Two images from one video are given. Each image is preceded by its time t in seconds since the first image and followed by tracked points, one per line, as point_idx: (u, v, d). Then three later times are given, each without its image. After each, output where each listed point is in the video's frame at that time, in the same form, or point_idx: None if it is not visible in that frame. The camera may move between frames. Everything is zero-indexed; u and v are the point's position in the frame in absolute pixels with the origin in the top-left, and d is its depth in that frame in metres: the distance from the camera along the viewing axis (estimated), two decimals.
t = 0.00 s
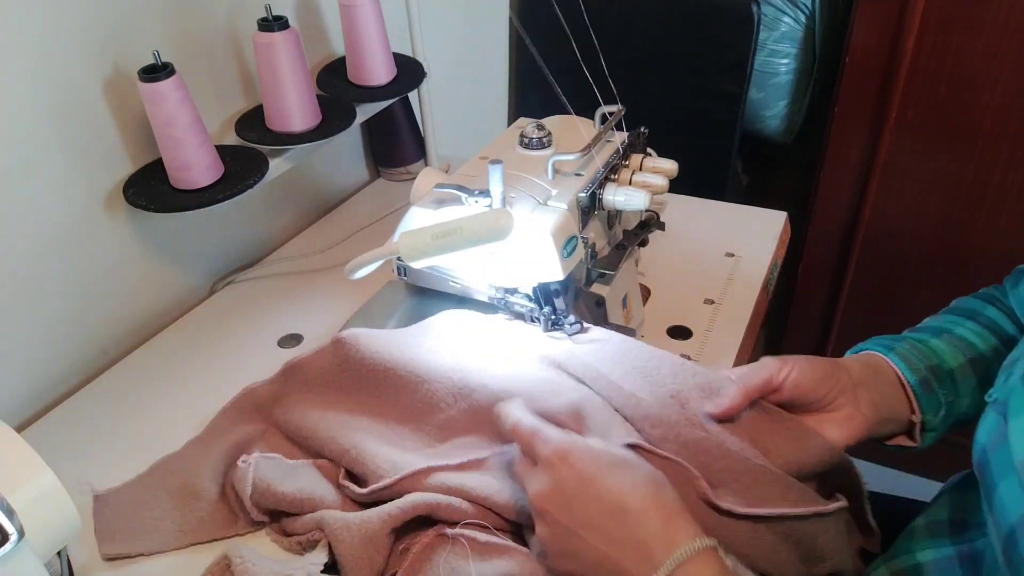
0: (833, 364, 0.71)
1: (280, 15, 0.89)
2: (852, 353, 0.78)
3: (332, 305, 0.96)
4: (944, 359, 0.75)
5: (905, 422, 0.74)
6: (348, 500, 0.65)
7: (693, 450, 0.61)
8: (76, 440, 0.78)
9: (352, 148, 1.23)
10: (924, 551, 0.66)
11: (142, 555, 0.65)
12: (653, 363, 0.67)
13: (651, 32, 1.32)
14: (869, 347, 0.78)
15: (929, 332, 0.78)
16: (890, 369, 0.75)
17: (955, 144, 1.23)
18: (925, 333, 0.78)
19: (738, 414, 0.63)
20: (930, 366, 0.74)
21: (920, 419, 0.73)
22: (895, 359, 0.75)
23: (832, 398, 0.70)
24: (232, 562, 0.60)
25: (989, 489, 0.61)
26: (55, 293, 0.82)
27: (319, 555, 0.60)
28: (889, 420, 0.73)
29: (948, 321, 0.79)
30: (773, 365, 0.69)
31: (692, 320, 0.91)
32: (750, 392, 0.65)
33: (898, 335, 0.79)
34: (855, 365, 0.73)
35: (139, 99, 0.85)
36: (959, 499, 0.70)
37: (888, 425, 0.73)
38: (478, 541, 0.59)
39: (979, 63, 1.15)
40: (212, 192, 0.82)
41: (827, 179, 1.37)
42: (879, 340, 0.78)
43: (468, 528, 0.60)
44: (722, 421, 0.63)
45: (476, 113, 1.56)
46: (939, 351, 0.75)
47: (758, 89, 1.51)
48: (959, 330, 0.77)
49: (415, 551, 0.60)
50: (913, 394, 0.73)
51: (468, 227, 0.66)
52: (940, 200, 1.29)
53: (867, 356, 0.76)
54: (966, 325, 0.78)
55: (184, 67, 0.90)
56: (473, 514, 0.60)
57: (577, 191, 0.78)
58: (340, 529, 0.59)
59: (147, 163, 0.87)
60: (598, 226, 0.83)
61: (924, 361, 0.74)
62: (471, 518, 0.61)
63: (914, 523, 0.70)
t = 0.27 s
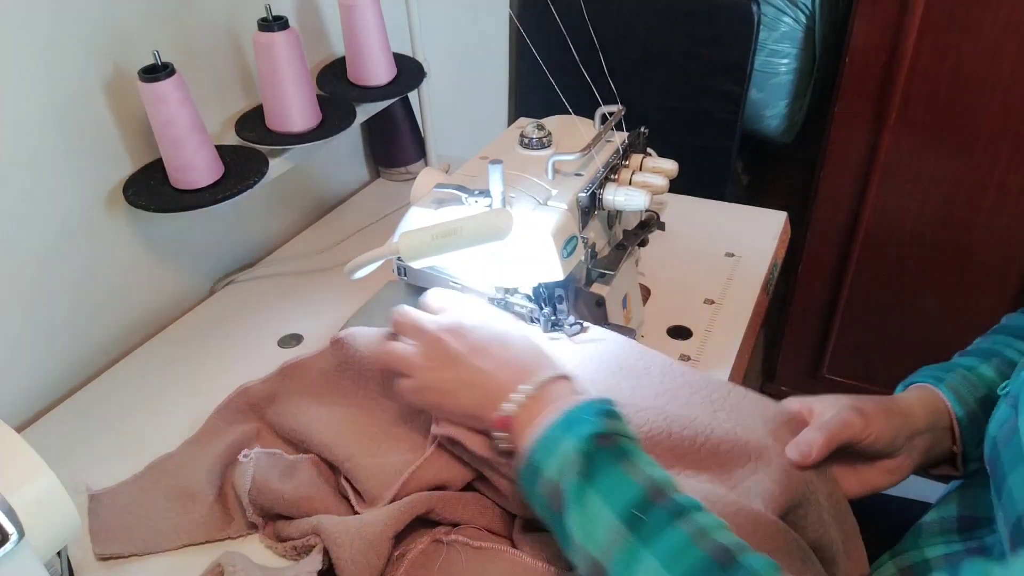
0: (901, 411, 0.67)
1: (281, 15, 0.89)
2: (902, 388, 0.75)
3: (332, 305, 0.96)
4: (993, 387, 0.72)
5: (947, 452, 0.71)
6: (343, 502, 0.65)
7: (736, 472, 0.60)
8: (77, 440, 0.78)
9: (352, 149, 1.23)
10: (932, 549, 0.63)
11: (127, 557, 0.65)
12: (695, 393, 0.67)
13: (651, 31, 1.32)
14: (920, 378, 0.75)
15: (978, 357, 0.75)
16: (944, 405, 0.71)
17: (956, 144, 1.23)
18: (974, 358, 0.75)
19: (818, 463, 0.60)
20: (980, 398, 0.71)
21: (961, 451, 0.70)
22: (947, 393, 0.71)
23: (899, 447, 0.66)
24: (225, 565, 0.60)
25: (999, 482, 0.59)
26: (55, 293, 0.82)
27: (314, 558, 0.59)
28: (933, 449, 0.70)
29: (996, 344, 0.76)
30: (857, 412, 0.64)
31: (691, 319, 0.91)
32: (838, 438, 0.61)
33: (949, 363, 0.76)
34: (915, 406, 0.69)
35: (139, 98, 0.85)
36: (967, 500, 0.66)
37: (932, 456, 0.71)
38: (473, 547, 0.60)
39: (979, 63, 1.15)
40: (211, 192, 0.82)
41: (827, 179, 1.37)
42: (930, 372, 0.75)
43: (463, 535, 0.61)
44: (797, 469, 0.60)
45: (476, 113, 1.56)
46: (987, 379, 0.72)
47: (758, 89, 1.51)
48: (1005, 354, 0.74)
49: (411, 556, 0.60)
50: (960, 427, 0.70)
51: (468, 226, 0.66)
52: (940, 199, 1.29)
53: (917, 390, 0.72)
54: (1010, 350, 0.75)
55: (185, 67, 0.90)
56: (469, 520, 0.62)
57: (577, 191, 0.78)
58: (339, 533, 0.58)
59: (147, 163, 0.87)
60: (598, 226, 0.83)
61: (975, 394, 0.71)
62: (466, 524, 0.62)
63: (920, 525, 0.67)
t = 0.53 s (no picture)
0: (913, 406, 0.68)
1: (281, 15, 0.89)
2: (916, 385, 0.76)
3: (332, 305, 0.96)
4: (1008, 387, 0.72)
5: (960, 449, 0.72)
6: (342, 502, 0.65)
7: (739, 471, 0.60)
8: (78, 440, 0.78)
9: (352, 149, 1.23)
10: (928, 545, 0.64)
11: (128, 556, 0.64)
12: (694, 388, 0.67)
13: (651, 31, 1.32)
14: (932, 376, 0.75)
15: (992, 356, 0.75)
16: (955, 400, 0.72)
17: (956, 144, 1.23)
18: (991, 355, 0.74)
19: (827, 461, 0.62)
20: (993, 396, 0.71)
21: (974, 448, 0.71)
22: (958, 388, 0.72)
23: (911, 443, 0.67)
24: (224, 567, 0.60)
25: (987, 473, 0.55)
26: (55, 293, 0.82)
27: (314, 558, 0.58)
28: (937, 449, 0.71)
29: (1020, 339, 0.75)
30: (867, 411, 0.66)
31: (692, 319, 0.91)
32: (846, 438, 0.63)
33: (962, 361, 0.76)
34: (929, 403, 0.70)
35: (139, 98, 0.85)
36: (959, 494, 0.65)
37: (939, 452, 0.72)
38: (473, 547, 0.61)
39: (979, 63, 1.15)
40: (211, 192, 0.82)
41: (827, 179, 1.37)
42: (943, 368, 0.75)
43: (462, 535, 0.62)
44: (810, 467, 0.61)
45: (476, 113, 1.56)
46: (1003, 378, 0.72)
47: (758, 89, 1.51)
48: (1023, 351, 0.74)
49: (411, 556, 0.60)
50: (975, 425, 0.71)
51: (468, 227, 0.66)
52: (940, 199, 1.29)
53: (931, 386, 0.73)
54: None
55: (185, 67, 0.90)
56: (468, 521, 0.63)
57: (577, 191, 0.78)
58: (338, 533, 0.58)
59: (147, 163, 0.87)
60: (598, 226, 0.83)
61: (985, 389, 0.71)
62: (465, 524, 0.63)
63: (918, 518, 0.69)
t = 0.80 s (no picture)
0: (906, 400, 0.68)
1: (281, 15, 0.89)
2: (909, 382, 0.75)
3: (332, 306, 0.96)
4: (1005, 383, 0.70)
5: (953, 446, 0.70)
6: (342, 500, 0.65)
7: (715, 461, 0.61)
8: (77, 440, 0.78)
9: (352, 149, 1.23)
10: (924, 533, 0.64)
11: (127, 556, 0.64)
12: (677, 373, 0.68)
13: (651, 31, 1.32)
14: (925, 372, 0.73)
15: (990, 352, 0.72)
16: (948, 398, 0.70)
17: (956, 144, 1.23)
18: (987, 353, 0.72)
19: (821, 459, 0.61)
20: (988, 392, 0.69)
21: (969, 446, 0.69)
22: (949, 385, 0.70)
23: (908, 437, 0.66)
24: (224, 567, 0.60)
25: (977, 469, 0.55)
26: (55, 293, 0.82)
27: (314, 558, 0.58)
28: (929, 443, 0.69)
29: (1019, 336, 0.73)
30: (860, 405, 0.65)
31: (692, 320, 0.91)
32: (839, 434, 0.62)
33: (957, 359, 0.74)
34: (920, 399, 0.69)
35: (139, 98, 0.85)
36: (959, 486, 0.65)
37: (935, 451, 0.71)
38: (473, 547, 0.61)
39: (979, 63, 1.15)
40: (212, 192, 0.82)
41: (827, 180, 1.37)
42: (936, 365, 0.74)
43: (462, 535, 0.62)
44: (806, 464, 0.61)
45: (476, 113, 1.56)
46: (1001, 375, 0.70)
47: (758, 89, 1.51)
48: None
49: (411, 556, 0.60)
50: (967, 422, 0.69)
51: (467, 227, 0.66)
52: (940, 199, 1.29)
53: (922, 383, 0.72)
54: None
55: (185, 67, 0.90)
56: (468, 521, 0.63)
57: (577, 191, 0.78)
58: (339, 533, 0.58)
59: (147, 163, 0.87)
60: (598, 226, 0.83)
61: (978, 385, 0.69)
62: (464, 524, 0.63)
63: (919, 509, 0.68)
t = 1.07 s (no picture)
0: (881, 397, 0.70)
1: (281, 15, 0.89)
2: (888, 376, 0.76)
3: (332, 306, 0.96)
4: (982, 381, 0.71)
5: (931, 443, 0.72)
6: (340, 501, 0.65)
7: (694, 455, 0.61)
8: (77, 440, 0.78)
9: (352, 148, 1.23)
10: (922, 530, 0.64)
11: (127, 557, 0.64)
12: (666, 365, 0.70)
13: (651, 31, 1.32)
14: (904, 369, 0.75)
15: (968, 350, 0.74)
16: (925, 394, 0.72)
17: (956, 144, 1.23)
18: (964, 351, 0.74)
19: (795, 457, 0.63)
20: (963, 387, 0.71)
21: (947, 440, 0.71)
22: (927, 381, 0.72)
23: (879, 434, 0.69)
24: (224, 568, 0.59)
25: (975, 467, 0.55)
26: (55, 293, 0.82)
27: (314, 559, 0.58)
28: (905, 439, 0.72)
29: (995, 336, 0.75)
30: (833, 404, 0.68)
31: (692, 319, 0.91)
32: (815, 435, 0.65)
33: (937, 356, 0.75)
34: (897, 394, 0.71)
35: (139, 98, 0.85)
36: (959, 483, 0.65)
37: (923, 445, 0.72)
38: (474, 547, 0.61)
39: (979, 63, 1.15)
40: (211, 192, 0.82)
41: (827, 180, 1.37)
42: (916, 362, 0.76)
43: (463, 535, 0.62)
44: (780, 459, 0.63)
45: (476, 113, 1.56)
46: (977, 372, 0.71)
47: (758, 89, 1.51)
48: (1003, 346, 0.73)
49: (411, 556, 0.60)
50: (942, 417, 0.70)
51: (467, 227, 0.66)
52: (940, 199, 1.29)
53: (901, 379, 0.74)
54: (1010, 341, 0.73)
55: (184, 67, 0.90)
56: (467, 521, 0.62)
57: (577, 191, 0.78)
58: (338, 533, 0.58)
59: (147, 163, 0.87)
60: (598, 226, 0.83)
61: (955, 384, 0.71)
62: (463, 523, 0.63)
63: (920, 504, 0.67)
